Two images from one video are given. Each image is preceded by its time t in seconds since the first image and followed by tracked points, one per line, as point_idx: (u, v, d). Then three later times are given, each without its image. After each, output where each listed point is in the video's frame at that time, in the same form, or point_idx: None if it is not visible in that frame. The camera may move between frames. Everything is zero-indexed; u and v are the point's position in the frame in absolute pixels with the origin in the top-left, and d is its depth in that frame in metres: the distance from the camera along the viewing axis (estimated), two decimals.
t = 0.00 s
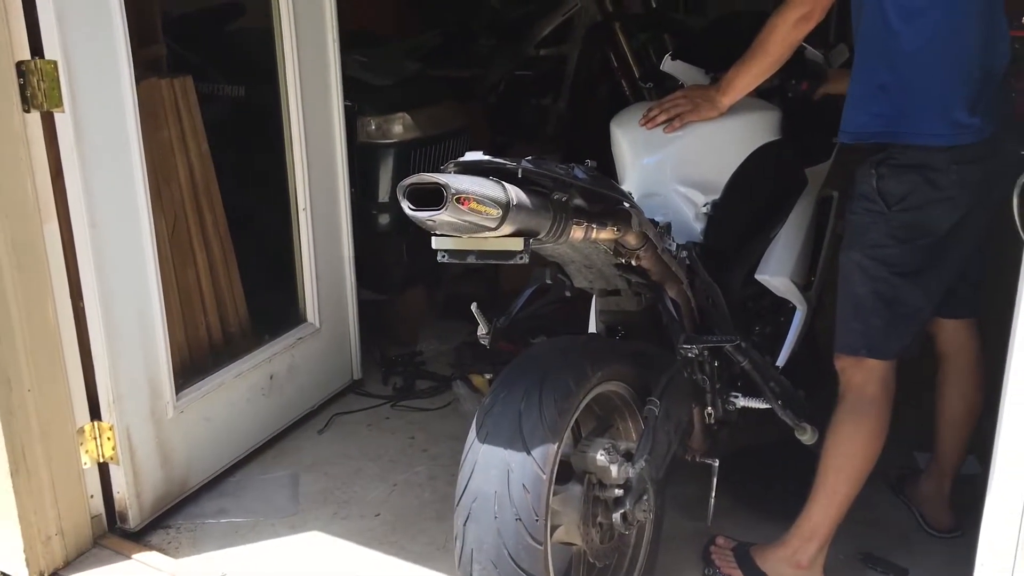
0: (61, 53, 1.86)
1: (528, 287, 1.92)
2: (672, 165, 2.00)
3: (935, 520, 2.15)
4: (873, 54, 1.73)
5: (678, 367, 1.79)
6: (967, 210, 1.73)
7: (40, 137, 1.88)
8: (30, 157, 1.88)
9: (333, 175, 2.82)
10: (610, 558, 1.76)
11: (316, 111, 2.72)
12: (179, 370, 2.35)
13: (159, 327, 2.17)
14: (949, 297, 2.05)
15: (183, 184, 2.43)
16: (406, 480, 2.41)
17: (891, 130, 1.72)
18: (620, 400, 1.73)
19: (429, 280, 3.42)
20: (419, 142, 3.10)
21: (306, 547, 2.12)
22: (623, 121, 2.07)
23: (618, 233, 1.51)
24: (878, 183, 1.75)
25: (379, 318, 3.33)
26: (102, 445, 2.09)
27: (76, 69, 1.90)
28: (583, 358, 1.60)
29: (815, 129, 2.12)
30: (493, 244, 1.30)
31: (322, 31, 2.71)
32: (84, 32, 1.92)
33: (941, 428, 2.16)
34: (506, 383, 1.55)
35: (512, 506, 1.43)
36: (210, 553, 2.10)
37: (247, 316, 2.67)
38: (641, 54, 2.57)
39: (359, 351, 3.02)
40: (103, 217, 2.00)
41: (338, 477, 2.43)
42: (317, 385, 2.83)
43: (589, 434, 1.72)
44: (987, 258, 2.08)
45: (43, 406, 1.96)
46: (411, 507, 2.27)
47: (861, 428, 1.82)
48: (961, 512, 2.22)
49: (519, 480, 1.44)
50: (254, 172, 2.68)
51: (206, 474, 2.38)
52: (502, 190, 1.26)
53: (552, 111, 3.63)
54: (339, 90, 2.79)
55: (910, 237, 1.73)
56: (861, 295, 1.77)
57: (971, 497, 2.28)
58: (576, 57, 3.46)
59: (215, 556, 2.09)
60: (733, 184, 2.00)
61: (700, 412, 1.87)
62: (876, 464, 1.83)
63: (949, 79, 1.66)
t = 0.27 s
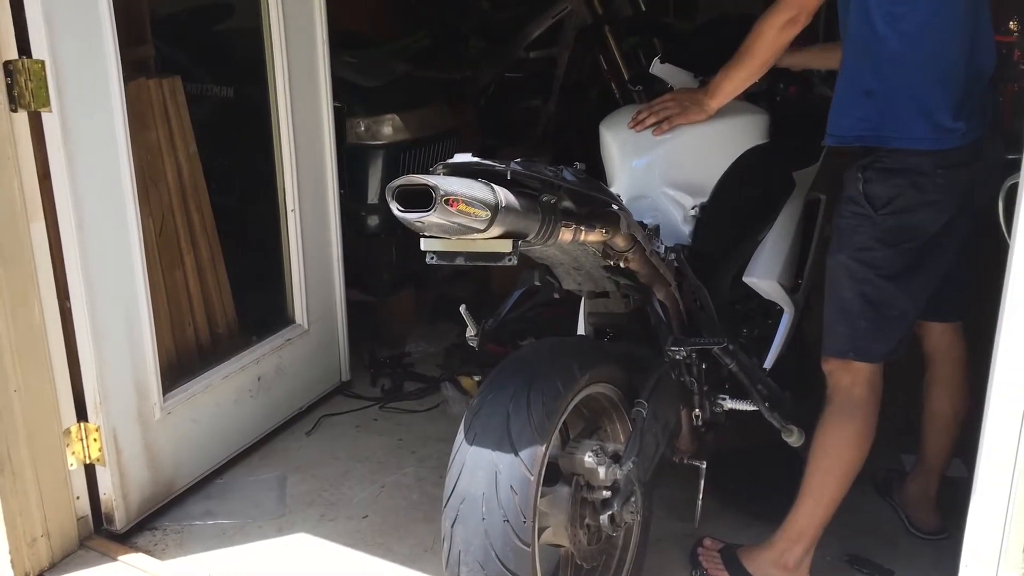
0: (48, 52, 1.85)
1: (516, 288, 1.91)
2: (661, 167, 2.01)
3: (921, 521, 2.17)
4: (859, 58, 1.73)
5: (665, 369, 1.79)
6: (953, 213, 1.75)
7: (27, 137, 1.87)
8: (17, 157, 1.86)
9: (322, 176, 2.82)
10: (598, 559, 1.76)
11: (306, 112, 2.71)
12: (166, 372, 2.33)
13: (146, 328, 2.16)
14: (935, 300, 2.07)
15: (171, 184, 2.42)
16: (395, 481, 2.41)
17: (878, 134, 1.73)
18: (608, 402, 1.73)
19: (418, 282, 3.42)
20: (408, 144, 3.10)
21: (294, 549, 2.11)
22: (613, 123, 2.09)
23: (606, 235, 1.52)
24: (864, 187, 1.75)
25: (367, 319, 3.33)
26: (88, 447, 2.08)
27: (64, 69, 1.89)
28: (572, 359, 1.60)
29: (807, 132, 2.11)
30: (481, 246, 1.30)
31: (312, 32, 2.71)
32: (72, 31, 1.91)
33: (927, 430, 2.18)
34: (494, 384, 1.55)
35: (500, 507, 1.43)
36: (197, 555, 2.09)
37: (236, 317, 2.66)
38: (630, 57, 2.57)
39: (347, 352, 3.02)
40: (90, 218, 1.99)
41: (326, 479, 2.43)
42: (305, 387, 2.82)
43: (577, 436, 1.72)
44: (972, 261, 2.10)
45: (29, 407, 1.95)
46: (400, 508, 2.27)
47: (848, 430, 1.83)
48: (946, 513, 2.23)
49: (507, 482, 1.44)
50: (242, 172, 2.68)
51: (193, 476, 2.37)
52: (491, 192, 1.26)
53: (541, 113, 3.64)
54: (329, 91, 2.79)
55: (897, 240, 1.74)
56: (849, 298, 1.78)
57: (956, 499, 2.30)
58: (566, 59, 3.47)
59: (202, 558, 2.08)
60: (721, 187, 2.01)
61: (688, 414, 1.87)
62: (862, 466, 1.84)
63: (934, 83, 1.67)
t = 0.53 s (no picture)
0: (39, 53, 1.84)
1: (508, 289, 1.92)
2: (653, 169, 1.99)
3: (910, 522, 2.18)
4: (848, 60, 1.74)
5: (656, 370, 1.79)
6: (943, 214, 1.76)
7: (17, 137, 1.86)
8: (7, 157, 1.85)
9: (313, 177, 2.82)
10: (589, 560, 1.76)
11: (297, 113, 2.71)
12: (156, 373, 2.33)
13: (137, 329, 2.16)
14: (924, 301, 2.08)
15: (162, 185, 2.41)
16: (387, 482, 2.41)
17: (868, 136, 1.74)
18: (599, 403, 1.73)
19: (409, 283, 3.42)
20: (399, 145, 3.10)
21: (286, 550, 2.11)
22: (604, 125, 2.08)
23: (598, 236, 1.53)
24: (855, 189, 1.76)
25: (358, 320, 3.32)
26: (79, 448, 2.07)
27: (55, 69, 1.89)
28: (563, 360, 1.61)
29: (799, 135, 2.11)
30: (473, 247, 1.30)
31: (303, 33, 2.70)
32: (62, 32, 1.90)
33: (917, 430, 2.19)
34: (486, 385, 1.55)
35: (492, 508, 1.44)
36: (188, 557, 2.09)
37: (227, 318, 2.66)
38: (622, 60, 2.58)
39: (338, 354, 3.01)
40: (81, 218, 1.98)
41: (317, 480, 2.42)
42: (296, 388, 2.81)
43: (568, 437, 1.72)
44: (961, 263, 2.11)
45: (19, 408, 1.94)
46: (392, 509, 2.27)
47: (838, 431, 1.84)
48: (936, 513, 2.25)
49: (499, 483, 1.44)
50: (233, 174, 2.67)
51: (184, 477, 2.36)
52: (483, 193, 1.26)
53: (533, 114, 3.65)
54: (320, 92, 2.78)
55: (888, 242, 1.75)
56: (839, 299, 1.78)
57: (946, 499, 2.31)
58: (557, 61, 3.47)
59: (193, 560, 2.08)
60: (711, 190, 2.02)
61: (679, 415, 1.88)
62: (852, 466, 1.85)
63: (923, 85, 1.69)
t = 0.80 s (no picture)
0: (30, 51, 1.83)
1: (502, 287, 1.89)
2: (647, 166, 2.00)
3: (905, 519, 2.18)
4: (840, 57, 1.74)
5: (652, 367, 1.82)
6: (935, 211, 1.76)
7: (8, 136, 1.85)
8: None
9: (307, 175, 2.81)
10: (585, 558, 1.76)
11: (290, 111, 2.70)
12: (149, 373, 2.32)
13: (129, 329, 2.15)
14: (917, 298, 2.08)
15: (154, 183, 2.40)
16: (381, 482, 2.40)
17: (860, 133, 1.74)
18: (594, 401, 1.73)
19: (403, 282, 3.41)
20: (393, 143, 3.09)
21: (280, 550, 2.10)
22: (598, 123, 2.08)
23: (592, 234, 1.52)
24: (847, 186, 1.76)
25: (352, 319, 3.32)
26: (71, 449, 2.06)
27: (46, 68, 1.88)
28: (557, 359, 1.60)
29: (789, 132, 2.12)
30: (467, 246, 1.30)
31: (295, 31, 2.69)
32: (53, 29, 1.89)
33: (911, 427, 2.19)
34: (480, 384, 1.55)
35: (486, 507, 1.43)
36: (181, 557, 2.08)
37: (220, 318, 2.65)
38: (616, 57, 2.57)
39: (333, 352, 3.00)
40: (73, 218, 1.97)
41: (311, 480, 2.42)
42: (290, 387, 2.80)
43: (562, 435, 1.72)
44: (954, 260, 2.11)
45: (11, 408, 1.93)
46: (386, 509, 2.27)
47: (832, 428, 1.84)
48: (930, 510, 2.25)
49: (493, 482, 1.43)
50: (226, 172, 2.66)
51: (177, 477, 2.36)
52: (476, 192, 1.25)
53: (527, 112, 3.64)
54: (313, 90, 2.77)
55: (880, 238, 1.75)
56: (832, 296, 1.78)
57: (940, 496, 2.31)
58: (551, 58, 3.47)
59: (187, 560, 2.07)
60: (704, 188, 2.02)
61: (673, 413, 1.88)
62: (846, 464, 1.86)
63: (914, 83, 1.69)
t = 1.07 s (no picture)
0: (25, 42, 1.82)
1: (501, 277, 1.89)
2: (645, 157, 1.99)
3: (903, 510, 2.18)
4: (836, 46, 1.73)
5: (650, 359, 1.82)
6: (932, 202, 1.75)
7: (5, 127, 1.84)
8: None
9: (304, 166, 2.80)
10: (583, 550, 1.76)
11: (287, 101, 2.69)
12: (147, 365, 2.32)
13: (127, 321, 2.14)
14: (916, 289, 2.08)
15: (151, 175, 2.39)
16: (380, 473, 2.40)
17: (855, 123, 1.73)
18: (591, 393, 1.72)
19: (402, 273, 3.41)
20: (391, 134, 3.08)
21: (279, 541, 2.11)
22: (597, 114, 2.08)
23: (590, 226, 1.51)
24: (844, 177, 1.75)
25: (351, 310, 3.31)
26: (69, 440, 2.06)
27: (42, 58, 1.87)
28: (555, 350, 1.60)
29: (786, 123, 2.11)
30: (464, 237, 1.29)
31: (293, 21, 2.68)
32: (49, 20, 1.88)
33: (909, 419, 2.19)
34: (478, 376, 1.54)
35: (484, 499, 1.43)
36: (179, 548, 2.08)
37: (218, 309, 2.65)
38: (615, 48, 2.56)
39: (331, 344, 3.00)
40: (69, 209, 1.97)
41: (309, 471, 2.42)
42: (289, 379, 2.80)
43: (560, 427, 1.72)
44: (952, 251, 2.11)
45: (8, 400, 1.93)
46: (384, 500, 2.27)
47: (830, 420, 1.84)
48: (928, 501, 2.25)
49: (491, 474, 1.43)
50: (224, 164, 2.66)
51: (175, 469, 2.36)
52: (473, 182, 1.25)
53: (526, 103, 3.63)
54: (311, 81, 2.76)
55: (877, 229, 1.74)
56: (830, 287, 1.78)
57: (938, 487, 2.31)
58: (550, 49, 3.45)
59: (185, 552, 2.07)
60: (704, 179, 2.01)
61: (672, 405, 1.88)
62: (844, 455, 1.86)
63: (911, 73, 1.68)
